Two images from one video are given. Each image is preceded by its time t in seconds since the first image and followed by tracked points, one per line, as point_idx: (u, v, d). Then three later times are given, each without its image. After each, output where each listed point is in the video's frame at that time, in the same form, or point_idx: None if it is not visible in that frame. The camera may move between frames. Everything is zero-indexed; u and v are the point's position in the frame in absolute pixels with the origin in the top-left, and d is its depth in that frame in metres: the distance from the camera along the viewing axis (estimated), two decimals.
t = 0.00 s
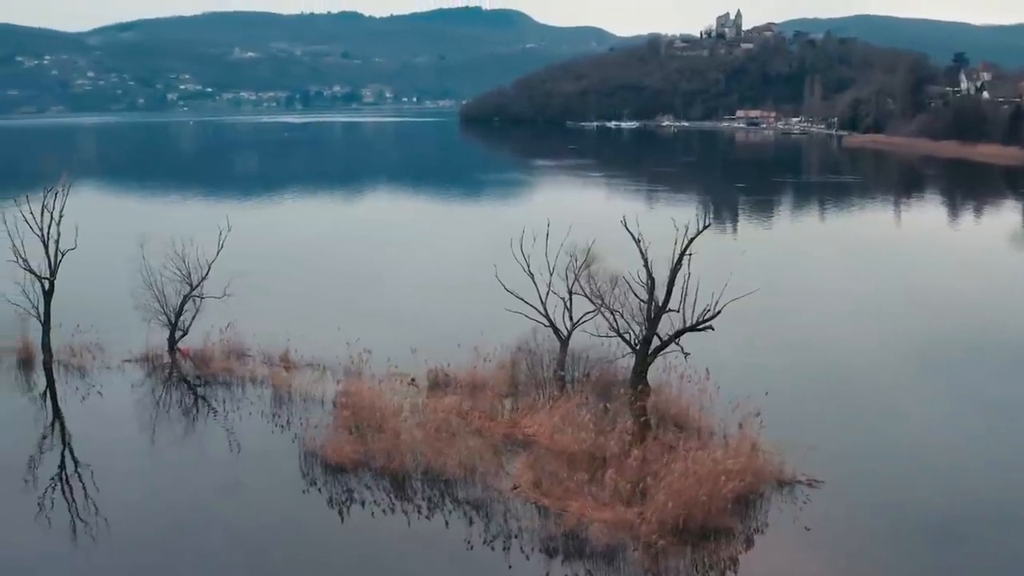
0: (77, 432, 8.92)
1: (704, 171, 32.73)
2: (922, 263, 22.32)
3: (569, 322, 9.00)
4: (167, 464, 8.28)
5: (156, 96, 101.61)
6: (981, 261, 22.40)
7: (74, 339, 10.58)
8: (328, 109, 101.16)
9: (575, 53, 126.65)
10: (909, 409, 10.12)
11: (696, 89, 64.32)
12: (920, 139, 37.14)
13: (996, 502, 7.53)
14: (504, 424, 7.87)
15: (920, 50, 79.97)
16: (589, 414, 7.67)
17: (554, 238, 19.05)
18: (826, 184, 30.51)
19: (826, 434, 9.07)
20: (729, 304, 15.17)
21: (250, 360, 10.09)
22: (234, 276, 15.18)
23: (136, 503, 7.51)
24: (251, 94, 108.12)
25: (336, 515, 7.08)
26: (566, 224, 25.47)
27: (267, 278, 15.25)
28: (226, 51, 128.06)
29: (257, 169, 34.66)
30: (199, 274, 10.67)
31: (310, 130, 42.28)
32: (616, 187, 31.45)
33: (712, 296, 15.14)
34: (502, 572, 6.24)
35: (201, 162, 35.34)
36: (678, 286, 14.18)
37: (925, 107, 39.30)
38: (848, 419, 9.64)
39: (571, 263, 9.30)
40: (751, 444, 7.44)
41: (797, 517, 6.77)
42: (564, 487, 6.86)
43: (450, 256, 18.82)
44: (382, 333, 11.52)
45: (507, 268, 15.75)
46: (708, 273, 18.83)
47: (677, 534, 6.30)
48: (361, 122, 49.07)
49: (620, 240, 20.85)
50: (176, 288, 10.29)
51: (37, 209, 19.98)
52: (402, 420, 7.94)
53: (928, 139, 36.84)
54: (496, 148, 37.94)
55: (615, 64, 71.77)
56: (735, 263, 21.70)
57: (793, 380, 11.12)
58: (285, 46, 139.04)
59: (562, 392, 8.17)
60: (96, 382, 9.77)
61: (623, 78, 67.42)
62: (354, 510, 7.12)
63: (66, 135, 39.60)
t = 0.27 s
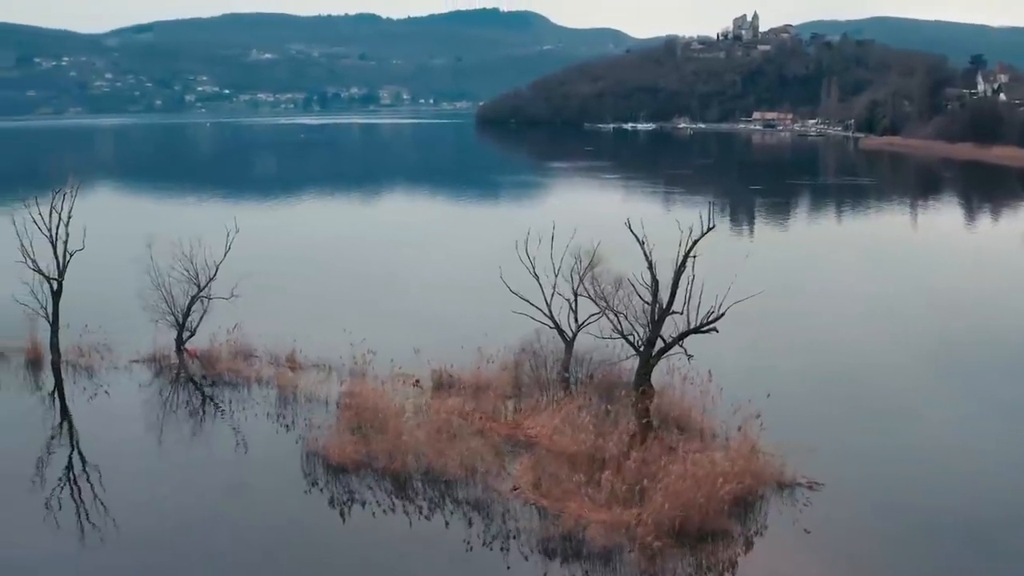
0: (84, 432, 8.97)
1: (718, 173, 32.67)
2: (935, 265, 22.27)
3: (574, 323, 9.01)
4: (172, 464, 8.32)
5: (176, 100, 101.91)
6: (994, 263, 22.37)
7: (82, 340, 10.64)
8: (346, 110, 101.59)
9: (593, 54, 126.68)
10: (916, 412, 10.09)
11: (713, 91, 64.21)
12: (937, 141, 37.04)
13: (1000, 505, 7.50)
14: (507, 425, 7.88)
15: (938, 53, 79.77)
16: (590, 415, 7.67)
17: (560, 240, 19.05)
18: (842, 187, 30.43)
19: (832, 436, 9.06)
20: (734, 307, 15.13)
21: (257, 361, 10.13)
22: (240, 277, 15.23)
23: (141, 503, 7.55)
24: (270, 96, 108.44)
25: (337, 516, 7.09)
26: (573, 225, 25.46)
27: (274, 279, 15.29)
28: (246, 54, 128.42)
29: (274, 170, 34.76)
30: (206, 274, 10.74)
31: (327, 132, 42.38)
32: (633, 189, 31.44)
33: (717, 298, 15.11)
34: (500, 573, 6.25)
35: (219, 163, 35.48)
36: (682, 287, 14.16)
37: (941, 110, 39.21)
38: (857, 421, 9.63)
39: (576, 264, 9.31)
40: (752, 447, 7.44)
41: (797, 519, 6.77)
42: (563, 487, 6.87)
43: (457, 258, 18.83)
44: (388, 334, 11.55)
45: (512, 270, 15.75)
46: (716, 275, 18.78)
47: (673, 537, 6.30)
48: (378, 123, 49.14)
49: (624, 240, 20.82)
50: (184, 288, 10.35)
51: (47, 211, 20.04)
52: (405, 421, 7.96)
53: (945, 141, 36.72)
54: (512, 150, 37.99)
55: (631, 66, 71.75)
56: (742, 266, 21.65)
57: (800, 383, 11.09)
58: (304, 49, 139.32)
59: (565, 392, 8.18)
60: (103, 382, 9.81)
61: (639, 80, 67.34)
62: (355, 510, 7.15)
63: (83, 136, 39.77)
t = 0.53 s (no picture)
0: (91, 432, 9.01)
1: (731, 176, 32.60)
2: (946, 266, 22.24)
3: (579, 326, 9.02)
4: (177, 464, 8.35)
5: (193, 104, 102.22)
6: (1005, 265, 22.32)
7: (89, 340, 10.69)
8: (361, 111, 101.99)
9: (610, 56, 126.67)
10: (922, 415, 10.07)
11: (728, 93, 64.09)
12: (952, 142, 36.94)
13: (1003, 508, 7.47)
14: (510, 426, 7.90)
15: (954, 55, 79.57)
16: (592, 416, 7.68)
17: (561, 241, 18.97)
18: (857, 189, 30.35)
19: (837, 438, 9.05)
20: (739, 308, 15.07)
21: (264, 362, 10.16)
22: (247, 277, 15.28)
23: (146, 503, 7.58)
24: (286, 98, 108.75)
25: (340, 516, 7.11)
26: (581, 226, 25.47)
27: (282, 279, 15.31)
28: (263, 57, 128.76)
29: (290, 172, 34.84)
30: (213, 275, 10.78)
31: (343, 133, 42.47)
32: (649, 191, 31.43)
33: (723, 300, 15.07)
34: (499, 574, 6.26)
35: (234, 164, 35.60)
36: (688, 288, 14.13)
37: (956, 112, 39.11)
38: (863, 423, 9.62)
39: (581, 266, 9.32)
40: (753, 450, 7.45)
41: (798, 522, 6.77)
42: (563, 489, 6.88)
43: (464, 259, 18.81)
44: (395, 334, 11.57)
45: (518, 271, 15.73)
46: (722, 277, 18.72)
47: (673, 539, 6.30)
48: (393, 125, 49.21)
49: (624, 242, 20.74)
50: (192, 289, 10.39)
51: (56, 213, 20.14)
52: (408, 422, 7.98)
53: (960, 142, 36.63)
54: (525, 151, 38.04)
55: (645, 67, 71.71)
56: (751, 268, 21.58)
57: (806, 385, 11.06)
58: (321, 51, 139.55)
59: (568, 394, 8.19)
60: (111, 381, 9.86)
61: (654, 82, 67.27)
62: (357, 510, 7.17)
63: (100, 137, 39.91)
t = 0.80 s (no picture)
0: (101, 432, 9.07)
1: (745, 178, 32.54)
2: (961, 267, 22.19)
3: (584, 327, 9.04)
4: (184, 464, 8.39)
5: (212, 107, 102.56)
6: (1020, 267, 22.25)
7: (99, 340, 10.75)
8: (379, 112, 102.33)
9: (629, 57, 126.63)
10: (927, 416, 10.06)
11: (745, 95, 63.94)
12: (970, 144, 36.83)
13: (1004, 508, 7.46)
14: (513, 428, 7.91)
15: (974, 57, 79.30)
16: (594, 418, 7.70)
17: (564, 244, 18.95)
18: (875, 191, 30.26)
19: (841, 440, 9.04)
20: (743, 309, 15.04)
21: (272, 363, 10.20)
22: (255, 278, 15.34)
23: (152, 502, 7.63)
24: (306, 101, 109.04)
25: (342, 516, 7.14)
26: (593, 228, 25.49)
27: (290, 280, 15.35)
28: (283, 60, 129.11)
29: (308, 173, 34.94)
30: (222, 275, 10.83)
31: (360, 134, 42.57)
32: (668, 193, 31.42)
33: (726, 301, 15.04)
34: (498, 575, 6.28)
35: (252, 165, 35.74)
36: (691, 290, 14.11)
37: (974, 114, 38.98)
38: (871, 425, 9.60)
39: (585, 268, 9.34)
40: (754, 451, 7.45)
41: (798, 524, 6.77)
42: (564, 489, 6.89)
43: (473, 260, 18.82)
44: (400, 334, 11.59)
45: (523, 272, 15.72)
46: (728, 279, 18.68)
47: (671, 541, 6.30)
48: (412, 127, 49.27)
49: (627, 243, 20.68)
50: (201, 290, 10.44)
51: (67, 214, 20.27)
52: (411, 422, 8.01)
53: (978, 144, 36.51)
54: (541, 153, 38.10)
55: (663, 69, 71.66)
56: (761, 272, 21.50)
57: (807, 386, 11.06)
58: (341, 53, 139.81)
59: (573, 396, 8.20)
60: (119, 381, 9.91)
61: (672, 84, 67.16)
62: (359, 510, 7.20)
63: (118, 139, 40.05)
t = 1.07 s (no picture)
0: (109, 431, 9.13)
1: (759, 180, 32.48)
2: (974, 269, 22.15)
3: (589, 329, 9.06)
4: (190, 464, 8.43)
5: (230, 108, 102.98)
6: None
7: (109, 341, 10.81)
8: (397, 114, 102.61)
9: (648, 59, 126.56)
10: (933, 417, 10.03)
11: (762, 96, 63.82)
12: (987, 146, 36.72)
13: (1008, 510, 7.44)
14: (516, 428, 7.93)
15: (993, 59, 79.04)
16: (596, 419, 7.71)
17: (568, 245, 18.94)
18: (892, 193, 30.18)
19: (847, 442, 9.02)
20: (747, 310, 15.00)
21: (279, 363, 10.25)
22: (264, 278, 15.39)
23: (156, 502, 7.68)
24: (324, 103, 109.35)
25: (344, 516, 7.17)
26: (604, 229, 25.51)
27: (297, 281, 15.38)
28: (303, 62, 129.46)
29: (326, 174, 35.02)
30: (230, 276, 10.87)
31: (378, 135, 42.63)
32: (685, 195, 31.38)
33: (731, 302, 15.00)
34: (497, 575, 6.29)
35: (269, 167, 35.86)
36: (695, 291, 14.10)
37: (992, 116, 38.87)
38: (879, 427, 9.59)
39: (591, 270, 9.35)
40: (755, 453, 7.45)
41: (799, 526, 6.77)
42: (564, 490, 6.91)
43: (482, 260, 18.84)
44: (406, 334, 11.62)
45: (528, 273, 15.72)
46: (736, 280, 18.64)
47: (670, 542, 6.31)
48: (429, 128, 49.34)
49: (631, 244, 20.66)
50: (209, 291, 10.49)
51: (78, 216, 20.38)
52: (414, 423, 8.04)
53: (996, 146, 36.40)
54: (557, 154, 38.13)
55: (679, 70, 71.59)
56: (771, 273, 21.49)
57: (812, 387, 11.05)
58: (359, 55, 140.04)
59: (577, 397, 8.22)
60: (128, 382, 9.97)
61: (689, 85, 67.06)
62: (361, 510, 7.22)
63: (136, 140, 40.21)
